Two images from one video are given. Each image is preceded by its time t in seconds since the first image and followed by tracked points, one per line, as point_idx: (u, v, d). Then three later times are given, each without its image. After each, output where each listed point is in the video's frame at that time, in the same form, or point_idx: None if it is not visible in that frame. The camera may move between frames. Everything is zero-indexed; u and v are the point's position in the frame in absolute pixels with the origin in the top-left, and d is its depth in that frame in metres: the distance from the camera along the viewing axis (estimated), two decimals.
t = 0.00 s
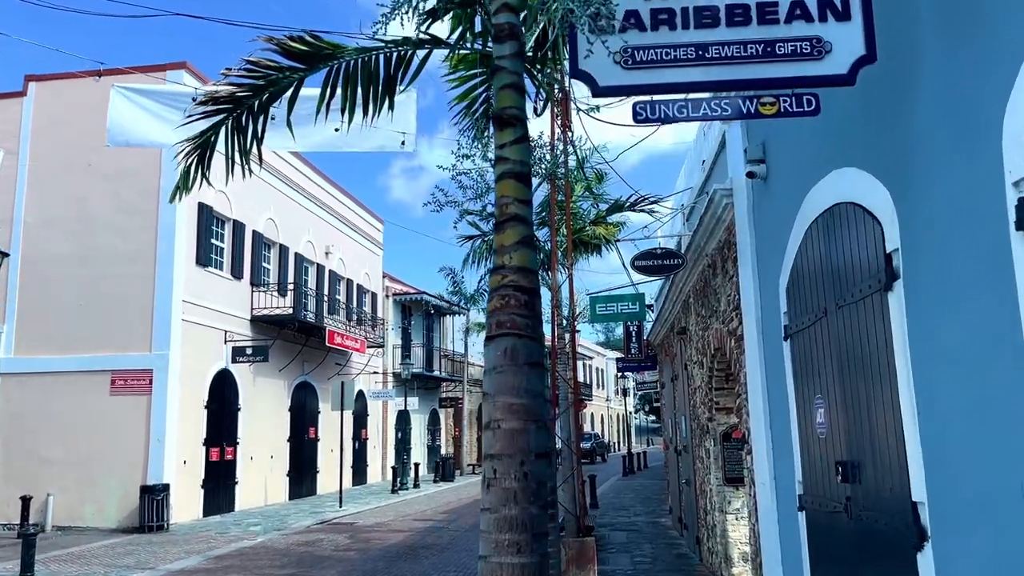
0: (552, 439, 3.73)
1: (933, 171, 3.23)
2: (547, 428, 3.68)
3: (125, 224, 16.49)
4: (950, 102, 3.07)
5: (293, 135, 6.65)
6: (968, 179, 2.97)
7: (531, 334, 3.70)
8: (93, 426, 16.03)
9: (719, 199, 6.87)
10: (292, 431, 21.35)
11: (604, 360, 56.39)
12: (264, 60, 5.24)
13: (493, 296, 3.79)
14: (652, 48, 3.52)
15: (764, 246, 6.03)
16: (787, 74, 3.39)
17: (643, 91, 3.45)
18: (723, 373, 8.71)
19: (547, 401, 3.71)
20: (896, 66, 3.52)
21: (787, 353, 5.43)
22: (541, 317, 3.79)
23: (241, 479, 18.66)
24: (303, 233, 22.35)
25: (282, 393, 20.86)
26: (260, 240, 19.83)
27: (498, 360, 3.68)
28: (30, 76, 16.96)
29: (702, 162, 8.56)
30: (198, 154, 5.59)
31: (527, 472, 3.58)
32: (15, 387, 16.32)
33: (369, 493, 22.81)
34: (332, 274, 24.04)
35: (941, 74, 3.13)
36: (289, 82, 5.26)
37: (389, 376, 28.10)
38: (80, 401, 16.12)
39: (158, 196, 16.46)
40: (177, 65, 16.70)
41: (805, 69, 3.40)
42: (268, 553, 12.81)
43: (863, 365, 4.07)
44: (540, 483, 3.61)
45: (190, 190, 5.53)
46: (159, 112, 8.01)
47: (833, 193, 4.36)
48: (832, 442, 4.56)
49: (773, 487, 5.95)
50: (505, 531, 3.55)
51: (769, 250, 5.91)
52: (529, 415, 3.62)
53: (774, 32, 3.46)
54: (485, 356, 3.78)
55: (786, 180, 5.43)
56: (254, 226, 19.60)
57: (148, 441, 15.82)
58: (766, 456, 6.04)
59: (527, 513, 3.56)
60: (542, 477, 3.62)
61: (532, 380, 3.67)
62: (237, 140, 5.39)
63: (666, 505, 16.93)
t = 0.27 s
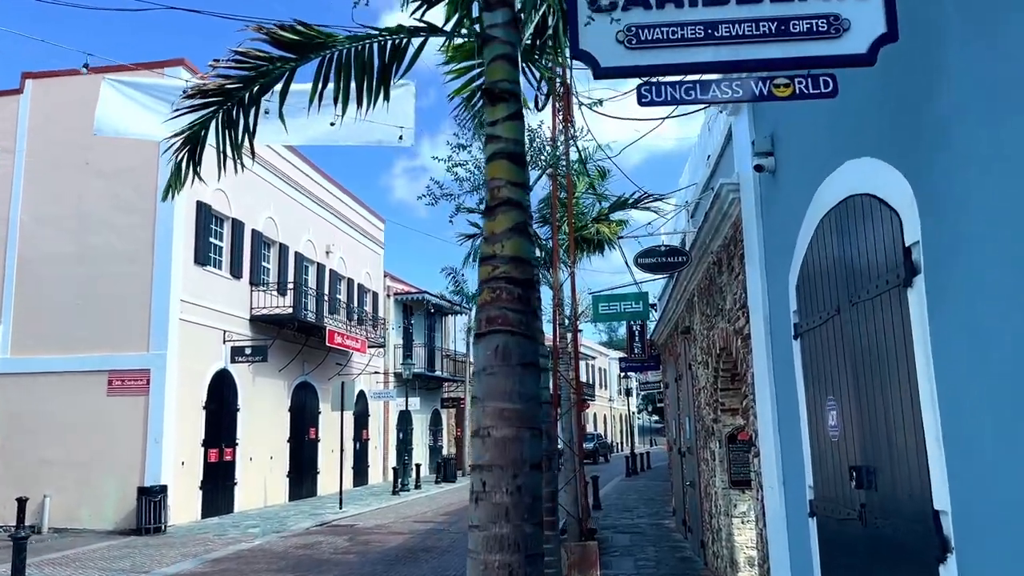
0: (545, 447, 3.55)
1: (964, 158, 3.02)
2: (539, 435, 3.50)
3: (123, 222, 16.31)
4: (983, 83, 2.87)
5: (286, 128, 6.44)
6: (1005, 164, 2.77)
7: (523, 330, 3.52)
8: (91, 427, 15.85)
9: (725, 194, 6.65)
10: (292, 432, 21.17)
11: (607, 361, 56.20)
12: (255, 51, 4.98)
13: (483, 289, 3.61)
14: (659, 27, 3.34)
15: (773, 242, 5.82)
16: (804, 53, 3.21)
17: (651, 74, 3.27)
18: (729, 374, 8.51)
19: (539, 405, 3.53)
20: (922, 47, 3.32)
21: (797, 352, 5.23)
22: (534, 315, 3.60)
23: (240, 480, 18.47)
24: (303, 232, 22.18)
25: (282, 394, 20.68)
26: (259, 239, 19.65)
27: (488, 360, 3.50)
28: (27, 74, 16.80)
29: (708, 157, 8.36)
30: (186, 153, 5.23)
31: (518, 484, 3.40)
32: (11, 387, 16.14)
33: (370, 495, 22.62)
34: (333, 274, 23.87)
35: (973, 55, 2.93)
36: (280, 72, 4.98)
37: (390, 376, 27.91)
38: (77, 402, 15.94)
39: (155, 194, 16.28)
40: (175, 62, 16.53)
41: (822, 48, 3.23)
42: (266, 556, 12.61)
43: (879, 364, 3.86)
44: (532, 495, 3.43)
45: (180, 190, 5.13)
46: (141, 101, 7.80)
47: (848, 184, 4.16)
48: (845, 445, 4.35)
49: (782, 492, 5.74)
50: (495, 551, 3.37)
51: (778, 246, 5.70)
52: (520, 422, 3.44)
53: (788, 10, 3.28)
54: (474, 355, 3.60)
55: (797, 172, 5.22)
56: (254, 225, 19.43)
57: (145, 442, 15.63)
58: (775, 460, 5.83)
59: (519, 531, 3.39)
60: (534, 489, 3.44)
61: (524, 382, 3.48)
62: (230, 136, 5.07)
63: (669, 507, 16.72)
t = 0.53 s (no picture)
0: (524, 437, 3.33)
1: (986, 129, 2.82)
2: (518, 423, 3.28)
3: (119, 219, 16.14)
4: (1008, 48, 2.67)
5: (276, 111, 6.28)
6: None
7: (500, 308, 3.31)
8: (86, 425, 15.68)
9: (727, 183, 6.46)
10: (291, 430, 21.00)
11: (609, 360, 55.98)
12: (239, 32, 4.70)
13: (457, 264, 3.40)
14: None
15: (778, 231, 5.63)
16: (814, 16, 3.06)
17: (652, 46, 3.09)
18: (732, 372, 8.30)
19: (518, 391, 3.32)
20: (940, 15, 3.12)
21: (803, 346, 5.02)
22: (513, 294, 3.39)
23: (238, 479, 18.29)
24: (302, 229, 22.01)
25: (281, 392, 20.50)
26: (258, 236, 19.49)
27: (463, 342, 3.29)
28: (22, 69, 16.63)
29: (710, 148, 8.18)
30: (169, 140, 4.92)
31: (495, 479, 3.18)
32: (6, 385, 15.98)
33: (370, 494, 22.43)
34: (332, 271, 23.70)
35: (997, 19, 2.73)
36: (268, 55, 4.74)
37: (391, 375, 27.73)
38: (72, 400, 15.77)
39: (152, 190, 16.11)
40: (172, 57, 16.37)
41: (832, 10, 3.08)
42: (262, 556, 12.42)
43: (891, 356, 3.66)
44: (511, 490, 3.21)
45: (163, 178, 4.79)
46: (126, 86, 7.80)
47: (858, 165, 3.96)
48: (854, 442, 4.15)
49: (787, 491, 5.54)
50: (469, 555, 3.12)
51: (782, 236, 5.50)
52: (498, 409, 3.22)
53: None
54: (447, 338, 3.38)
55: (803, 159, 5.02)
56: (252, 222, 19.27)
57: (141, 440, 15.46)
58: (780, 458, 5.63)
59: (496, 533, 3.14)
60: (513, 484, 3.22)
61: (501, 366, 3.27)
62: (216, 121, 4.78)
63: (672, 506, 16.51)
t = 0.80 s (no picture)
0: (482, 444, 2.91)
1: (1004, 107, 2.61)
2: (474, 428, 2.86)
3: (112, 216, 15.95)
4: None
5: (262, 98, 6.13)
6: None
7: (456, 297, 2.90)
8: (79, 425, 15.49)
9: (727, 175, 6.25)
10: (287, 430, 20.81)
11: (610, 359, 55.75)
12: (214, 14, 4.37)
13: (407, 245, 2.98)
14: None
15: (779, 225, 5.41)
16: None
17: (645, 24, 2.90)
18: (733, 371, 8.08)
19: (476, 392, 2.90)
20: None
21: (805, 344, 4.81)
22: (472, 282, 2.98)
23: (233, 479, 18.10)
24: (299, 227, 21.82)
25: (277, 391, 20.29)
26: (254, 234, 19.29)
27: (411, 335, 2.87)
28: (15, 65, 16.44)
29: (710, 141, 7.96)
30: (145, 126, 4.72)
31: (446, 492, 2.76)
32: None
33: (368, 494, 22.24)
34: (330, 270, 23.50)
35: None
36: (246, 40, 4.43)
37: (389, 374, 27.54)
38: (65, 399, 15.58)
39: (145, 187, 15.92)
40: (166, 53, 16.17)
41: None
42: (255, 558, 12.23)
43: (897, 354, 3.45)
44: (464, 506, 2.79)
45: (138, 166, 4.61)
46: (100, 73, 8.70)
47: (864, 152, 3.75)
48: (858, 444, 3.93)
49: (789, 494, 5.31)
50: None
51: (784, 229, 5.29)
52: (450, 412, 2.81)
53: None
54: (394, 330, 2.96)
55: (805, 149, 4.81)
56: (248, 219, 19.08)
57: (134, 440, 15.27)
58: (781, 460, 5.41)
59: (448, 559, 2.72)
60: (467, 497, 2.80)
61: (455, 362, 2.85)
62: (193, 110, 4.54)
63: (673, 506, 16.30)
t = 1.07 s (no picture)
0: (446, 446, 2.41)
1: None
2: (436, 426, 2.37)
3: (106, 212, 15.75)
4: None
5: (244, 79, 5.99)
6: None
7: (415, 267, 2.43)
8: (73, 424, 15.29)
9: (730, 165, 6.02)
10: (285, 429, 20.61)
11: (611, 357, 55.54)
12: None
13: (360, 210, 2.53)
14: None
15: (783, 214, 5.19)
16: None
17: None
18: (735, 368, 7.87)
19: (438, 381, 2.41)
20: None
21: (812, 338, 4.60)
22: (434, 250, 2.51)
23: (229, 479, 17.89)
24: (297, 223, 21.60)
25: (274, 390, 20.07)
26: (250, 230, 19.09)
27: (362, 315, 2.41)
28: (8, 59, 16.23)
29: (712, 132, 7.74)
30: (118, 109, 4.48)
31: (399, 503, 2.26)
32: None
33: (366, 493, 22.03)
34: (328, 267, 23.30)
35: None
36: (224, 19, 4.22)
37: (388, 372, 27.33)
38: (59, 398, 15.38)
39: (140, 183, 15.71)
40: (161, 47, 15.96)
41: None
42: (250, 559, 12.03)
43: (912, 347, 3.23)
44: (422, 521, 2.28)
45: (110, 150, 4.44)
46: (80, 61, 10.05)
47: (876, 134, 3.53)
48: (870, 443, 3.72)
49: (794, 495, 5.11)
50: None
51: (789, 219, 5.08)
52: (405, 407, 2.32)
53: None
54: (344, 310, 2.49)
55: (811, 135, 4.59)
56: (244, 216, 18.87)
57: (129, 439, 15.07)
58: (786, 459, 5.20)
59: None
60: (426, 510, 2.30)
61: (413, 346, 2.37)
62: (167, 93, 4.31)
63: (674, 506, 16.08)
